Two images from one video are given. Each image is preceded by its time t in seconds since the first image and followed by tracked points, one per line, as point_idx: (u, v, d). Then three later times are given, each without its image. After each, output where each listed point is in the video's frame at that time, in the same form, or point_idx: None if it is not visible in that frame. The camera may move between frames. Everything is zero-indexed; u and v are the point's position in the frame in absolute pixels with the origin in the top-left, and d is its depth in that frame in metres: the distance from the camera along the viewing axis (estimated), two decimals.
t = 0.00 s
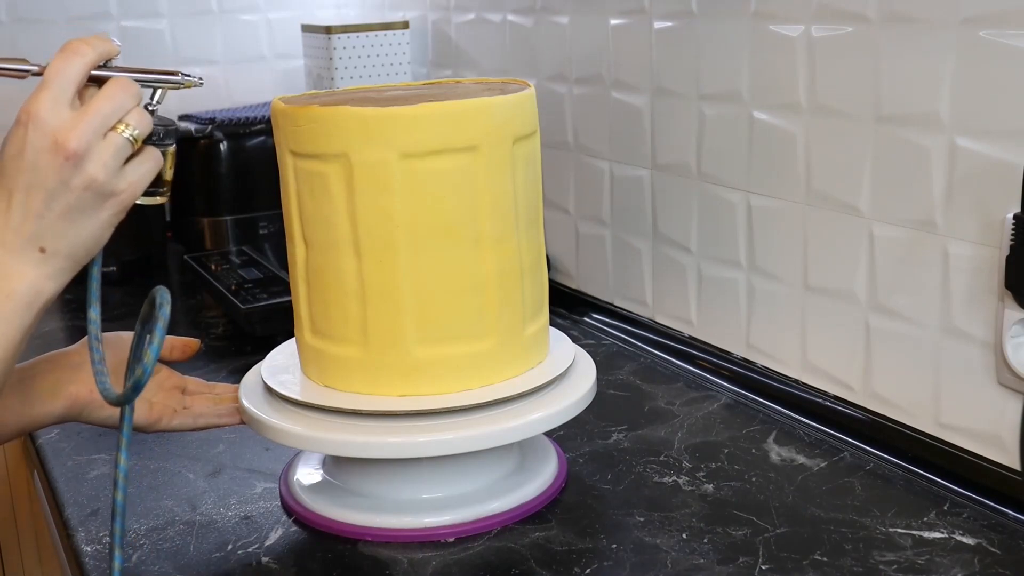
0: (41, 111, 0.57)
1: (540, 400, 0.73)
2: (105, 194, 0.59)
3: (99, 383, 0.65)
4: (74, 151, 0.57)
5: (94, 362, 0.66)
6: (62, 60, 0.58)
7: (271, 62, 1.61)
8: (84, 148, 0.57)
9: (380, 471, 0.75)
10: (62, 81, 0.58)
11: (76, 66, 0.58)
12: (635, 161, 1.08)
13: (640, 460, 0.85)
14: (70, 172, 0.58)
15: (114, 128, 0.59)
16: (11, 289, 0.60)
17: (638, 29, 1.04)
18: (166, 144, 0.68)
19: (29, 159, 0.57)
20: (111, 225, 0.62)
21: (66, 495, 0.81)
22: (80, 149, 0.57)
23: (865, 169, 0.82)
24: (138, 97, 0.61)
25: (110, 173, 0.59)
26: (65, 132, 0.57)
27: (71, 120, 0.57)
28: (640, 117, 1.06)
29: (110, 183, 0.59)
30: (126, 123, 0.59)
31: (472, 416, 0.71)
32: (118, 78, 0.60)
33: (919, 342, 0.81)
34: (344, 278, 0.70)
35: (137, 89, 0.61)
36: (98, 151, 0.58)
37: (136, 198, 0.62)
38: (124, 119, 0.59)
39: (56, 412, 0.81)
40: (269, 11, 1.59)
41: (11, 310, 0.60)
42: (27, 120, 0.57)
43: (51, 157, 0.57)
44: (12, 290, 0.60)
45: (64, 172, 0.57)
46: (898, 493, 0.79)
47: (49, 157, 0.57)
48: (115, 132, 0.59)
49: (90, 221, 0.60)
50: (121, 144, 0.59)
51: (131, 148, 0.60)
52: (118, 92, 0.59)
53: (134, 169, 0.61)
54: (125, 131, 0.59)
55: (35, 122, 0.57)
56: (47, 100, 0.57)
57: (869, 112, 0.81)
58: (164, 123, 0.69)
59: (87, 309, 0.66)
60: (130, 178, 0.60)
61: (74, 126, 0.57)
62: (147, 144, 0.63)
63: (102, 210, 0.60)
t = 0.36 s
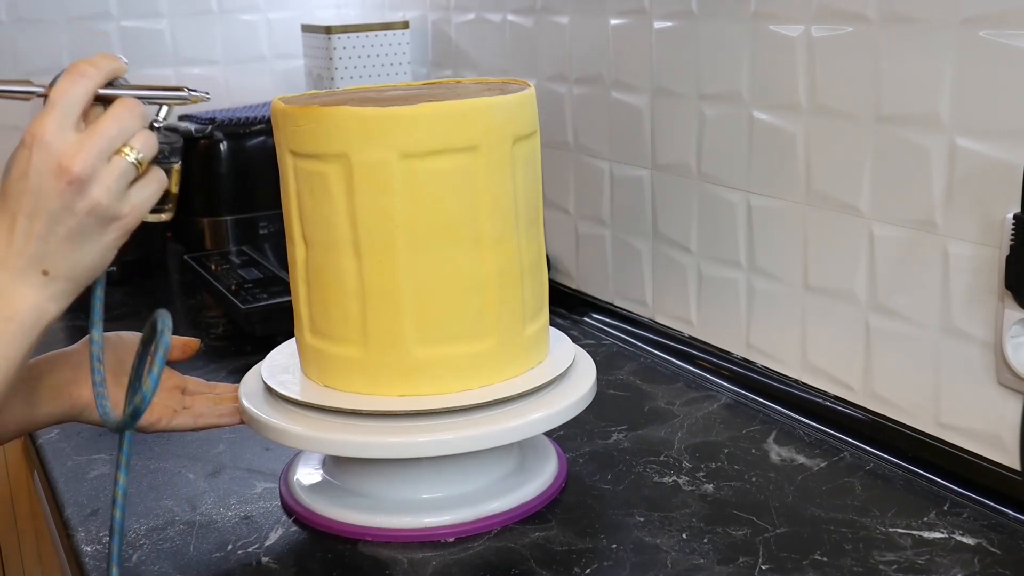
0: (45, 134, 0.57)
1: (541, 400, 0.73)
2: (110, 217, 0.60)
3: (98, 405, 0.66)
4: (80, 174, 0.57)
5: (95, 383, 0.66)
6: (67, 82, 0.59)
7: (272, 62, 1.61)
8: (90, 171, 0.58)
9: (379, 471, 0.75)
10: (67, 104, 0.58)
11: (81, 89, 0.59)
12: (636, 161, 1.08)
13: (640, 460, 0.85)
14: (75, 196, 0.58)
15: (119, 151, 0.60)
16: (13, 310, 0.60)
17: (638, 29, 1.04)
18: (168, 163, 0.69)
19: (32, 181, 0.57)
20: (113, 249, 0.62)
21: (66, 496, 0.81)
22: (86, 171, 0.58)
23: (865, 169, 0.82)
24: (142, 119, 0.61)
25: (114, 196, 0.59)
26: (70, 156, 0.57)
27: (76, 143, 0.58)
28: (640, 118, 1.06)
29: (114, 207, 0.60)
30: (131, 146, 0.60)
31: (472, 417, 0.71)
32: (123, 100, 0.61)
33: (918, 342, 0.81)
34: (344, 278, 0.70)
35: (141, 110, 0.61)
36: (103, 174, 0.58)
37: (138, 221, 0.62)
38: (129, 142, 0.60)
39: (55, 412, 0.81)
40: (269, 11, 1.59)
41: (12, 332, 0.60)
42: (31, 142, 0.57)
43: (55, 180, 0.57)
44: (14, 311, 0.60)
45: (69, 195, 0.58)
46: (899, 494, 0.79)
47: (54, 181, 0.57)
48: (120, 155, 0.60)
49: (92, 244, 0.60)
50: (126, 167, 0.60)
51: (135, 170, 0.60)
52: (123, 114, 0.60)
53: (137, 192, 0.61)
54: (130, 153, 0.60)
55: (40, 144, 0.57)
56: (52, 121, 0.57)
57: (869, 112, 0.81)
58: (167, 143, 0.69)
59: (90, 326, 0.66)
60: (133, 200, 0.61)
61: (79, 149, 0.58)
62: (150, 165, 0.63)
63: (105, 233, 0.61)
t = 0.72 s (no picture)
0: (43, 188, 0.57)
1: (541, 400, 0.73)
2: (105, 271, 0.60)
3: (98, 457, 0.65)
4: (77, 229, 0.57)
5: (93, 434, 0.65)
6: (67, 135, 0.59)
7: (271, 62, 1.61)
8: (88, 226, 0.58)
9: (379, 471, 0.75)
10: (67, 158, 0.58)
11: (80, 143, 0.59)
12: (636, 161, 1.08)
13: (640, 460, 0.85)
14: (72, 251, 0.58)
15: (116, 206, 0.60)
16: (7, 360, 0.60)
17: (638, 30, 1.04)
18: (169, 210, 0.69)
19: (30, 235, 0.57)
20: (110, 299, 0.62)
21: (66, 496, 0.81)
22: (83, 227, 0.58)
23: (865, 169, 0.82)
24: (140, 172, 0.61)
25: (112, 249, 0.59)
26: (68, 210, 0.57)
27: (73, 197, 0.58)
28: (640, 118, 1.06)
29: (111, 260, 0.60)
30: (129, 200, 0.60)
31: (473, 417, 0.71)
32: (122, 152, 0.61)
33: (918, 342, 0.81)
34: (344, 278, 0.70)
35: (140, 164, 0.61)
36: (100, 229, 0.58)
37: (135, 271, 0.62)
38: (127, 196, 0.60)
39: (55, 412, 0.81)
40: (269, 11, 1.59)
41: (7, 380, 0.60)
42: (29, 196, 0.57)
43: (51, 235, 0.57)
44: (8, 361, 0.60)
45: (64, 250, 0.58)
46: (900, 494, 0.79)
47: (51, 236, 0.57)
48: (118, 210, 0.60)
49: (89, 296, 0.61)
50: (123, 221, 0.60)
51: (132, 225, 0.60)
52: (121, 169, 0.59)
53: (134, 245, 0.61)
54: (127, 208, 0.60)
55: (38, 198, 0.57)
56: (50, 175, 0.57)
57: (869, 112, 0.81)
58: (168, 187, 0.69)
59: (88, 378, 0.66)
60: (130, 253, 0.61)
61: (76, 204, 0.58)
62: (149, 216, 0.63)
63: (102, 285, 0.61)
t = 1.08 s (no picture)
0: (51, 187, 0.58)
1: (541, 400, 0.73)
2: (115, 266, 0.60)
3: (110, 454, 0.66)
4: (86, 223, 0.58)
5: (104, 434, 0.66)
6: (70, 138, 0.60)
7: (271, 62, 1.61)
8: (95, 220, 0.59)
9: (378, 471, 0.75)
10: (71, 159, 0.59)
11: (84, 144, 0.60)
12: (636, 161, 1.08)
13: (640, 460, 0.85)
14: (82, 245, 0.59)
15: (122, 201, 0.60)
16: (20, 361, 0.59)
17: (638, 30, 1.04)
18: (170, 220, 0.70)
19: (39, 233, 0.58)
20: (118, 298, 0.62)
21: (66, 496, 0.81)
22: (90, 221, 0.58)
23: (865, 170, 0.82)
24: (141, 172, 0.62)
25: (119, 245, 0.60)
26: (76, 206, 0.58)
27: (81, 194, 0.59)
28: (640, 118, 1.06)
29: (119, 255, 0.60)
30: (133, 196, 0.61)
31: (473, 417, 0.71)
32: (123, 154, 0.62)
33: (918, 342, 0.81)
34: (344, 278, 0.70)
35: (141, 164, 0.62)
36: (107, 223, 0.59)
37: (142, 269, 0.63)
38: (131, 193, 0.61)
39: (55, 413, 0.81)
40: (269, 11, 1.59)
41: (18, 382, 0.60)
42: (37, 196, 0.58)
43: (61, 231, 0.58)
44: (21, 362, 0.59)
45: (74, 245, 0.58)
46: (899, 494, 0.79)
47: (60, 231, 0.58)
48: (124, 205, 0.60)
49: (98, 294, 0.61)
50: (130, 217, 0.60)
51: (138, 219, 0.61)
52: (124, 166, 0.61)
53: (141, 242, 0.62)
54: (132, 203, 0.61)
55: (46, 197, 0.58)
56: (56, 175, 0.59)
57: (869, 112, 0.81)
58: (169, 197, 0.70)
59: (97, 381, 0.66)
60: (137, 250, 0.61)
61: (83, 199, 0.58)
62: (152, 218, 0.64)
63: (111, 282, 0.61)
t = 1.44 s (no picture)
0: (48, 213, 0.58)
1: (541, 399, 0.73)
2: (110, 292, 0.60)
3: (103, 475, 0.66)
4: (82, 250, 0.58)
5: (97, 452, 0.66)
6: (66, 161, 0.60)
7: (271, 61, 1.61)
8: (92, 247, 0.59)
9: (377, 471, 0.75)
10: (67, 183, 0.59)
11: (80, 167, 0.60)
12: (636, 161, 1.08)
13: (640, 460, 0.85)
14: (78, 272, 0.59)
15: (118, 228, 0.60)
16: (18, 376, 0.60)
17: (638, 29, 1.04)
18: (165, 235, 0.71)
19: (36, 259, 0.58)
20: (115, 320, 0.62)
21: (66, 496, 0.81)
22: (87, 247, 0.58)
23: (864, 170, 0.82)
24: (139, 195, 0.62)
25: (116, 269, 0.60)
26: (72, 233, 0.58)
27: (77, 220, 0.59)
28: (640, 118, 1.06)
29: (115, 279, 0.60)
30: (130, 221, 0.61)
31: (473, 417, 0.71)
32: (120, 176, 0.62)
33: (918, 342, 0.81)
34: (345, 278, 0.70)
35: (139, 187, 0.62)
36: (103, 250, 0.59)
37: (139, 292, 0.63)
38: (127, 217, 0.61)
39: (55, 413, 0.81)
40: (269, 11, 1.59)
41: (14, 404, 0.60)
42: (34, 222, 0.58)
43: (58, 257, 0.58)
44: (17, 385, 0.60)
45: (71, 270, 0.58)
46: (900, 494, 0.79)
47: (56, 258, 0.58)
48: (120, 230, 0.60)
49: (93, 317, 0.61)
50: (126, 241, 0.60)
51: (134, 245, 0.61)
52: (122, 190, 0.60)
53: (137, 265, 0.62)
54: (129, 228, 0.61)
55: (42, 222, 0.58)
56: (52, 200, 0.59)
57: (869, 112, 0.81)
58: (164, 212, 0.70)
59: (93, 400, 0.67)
60: (134, 274, 0.61)
61: (79, 226, 0.58)
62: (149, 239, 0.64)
63: (107, 306, 0.61)
